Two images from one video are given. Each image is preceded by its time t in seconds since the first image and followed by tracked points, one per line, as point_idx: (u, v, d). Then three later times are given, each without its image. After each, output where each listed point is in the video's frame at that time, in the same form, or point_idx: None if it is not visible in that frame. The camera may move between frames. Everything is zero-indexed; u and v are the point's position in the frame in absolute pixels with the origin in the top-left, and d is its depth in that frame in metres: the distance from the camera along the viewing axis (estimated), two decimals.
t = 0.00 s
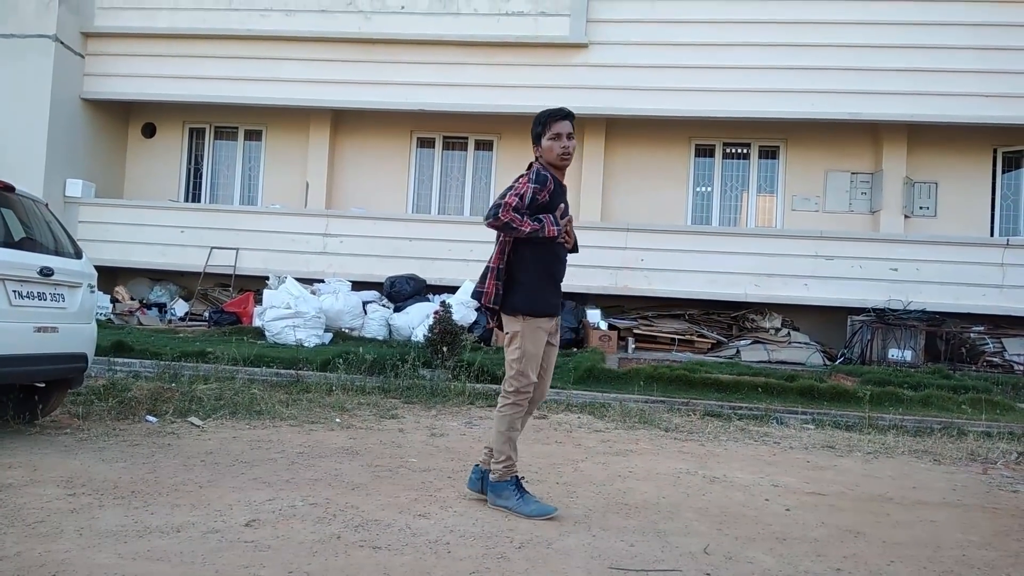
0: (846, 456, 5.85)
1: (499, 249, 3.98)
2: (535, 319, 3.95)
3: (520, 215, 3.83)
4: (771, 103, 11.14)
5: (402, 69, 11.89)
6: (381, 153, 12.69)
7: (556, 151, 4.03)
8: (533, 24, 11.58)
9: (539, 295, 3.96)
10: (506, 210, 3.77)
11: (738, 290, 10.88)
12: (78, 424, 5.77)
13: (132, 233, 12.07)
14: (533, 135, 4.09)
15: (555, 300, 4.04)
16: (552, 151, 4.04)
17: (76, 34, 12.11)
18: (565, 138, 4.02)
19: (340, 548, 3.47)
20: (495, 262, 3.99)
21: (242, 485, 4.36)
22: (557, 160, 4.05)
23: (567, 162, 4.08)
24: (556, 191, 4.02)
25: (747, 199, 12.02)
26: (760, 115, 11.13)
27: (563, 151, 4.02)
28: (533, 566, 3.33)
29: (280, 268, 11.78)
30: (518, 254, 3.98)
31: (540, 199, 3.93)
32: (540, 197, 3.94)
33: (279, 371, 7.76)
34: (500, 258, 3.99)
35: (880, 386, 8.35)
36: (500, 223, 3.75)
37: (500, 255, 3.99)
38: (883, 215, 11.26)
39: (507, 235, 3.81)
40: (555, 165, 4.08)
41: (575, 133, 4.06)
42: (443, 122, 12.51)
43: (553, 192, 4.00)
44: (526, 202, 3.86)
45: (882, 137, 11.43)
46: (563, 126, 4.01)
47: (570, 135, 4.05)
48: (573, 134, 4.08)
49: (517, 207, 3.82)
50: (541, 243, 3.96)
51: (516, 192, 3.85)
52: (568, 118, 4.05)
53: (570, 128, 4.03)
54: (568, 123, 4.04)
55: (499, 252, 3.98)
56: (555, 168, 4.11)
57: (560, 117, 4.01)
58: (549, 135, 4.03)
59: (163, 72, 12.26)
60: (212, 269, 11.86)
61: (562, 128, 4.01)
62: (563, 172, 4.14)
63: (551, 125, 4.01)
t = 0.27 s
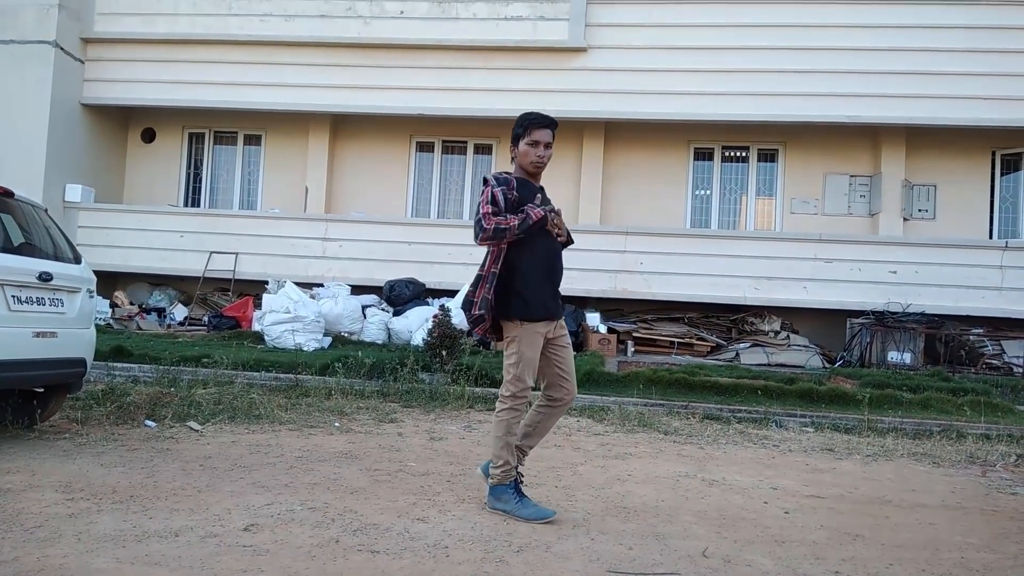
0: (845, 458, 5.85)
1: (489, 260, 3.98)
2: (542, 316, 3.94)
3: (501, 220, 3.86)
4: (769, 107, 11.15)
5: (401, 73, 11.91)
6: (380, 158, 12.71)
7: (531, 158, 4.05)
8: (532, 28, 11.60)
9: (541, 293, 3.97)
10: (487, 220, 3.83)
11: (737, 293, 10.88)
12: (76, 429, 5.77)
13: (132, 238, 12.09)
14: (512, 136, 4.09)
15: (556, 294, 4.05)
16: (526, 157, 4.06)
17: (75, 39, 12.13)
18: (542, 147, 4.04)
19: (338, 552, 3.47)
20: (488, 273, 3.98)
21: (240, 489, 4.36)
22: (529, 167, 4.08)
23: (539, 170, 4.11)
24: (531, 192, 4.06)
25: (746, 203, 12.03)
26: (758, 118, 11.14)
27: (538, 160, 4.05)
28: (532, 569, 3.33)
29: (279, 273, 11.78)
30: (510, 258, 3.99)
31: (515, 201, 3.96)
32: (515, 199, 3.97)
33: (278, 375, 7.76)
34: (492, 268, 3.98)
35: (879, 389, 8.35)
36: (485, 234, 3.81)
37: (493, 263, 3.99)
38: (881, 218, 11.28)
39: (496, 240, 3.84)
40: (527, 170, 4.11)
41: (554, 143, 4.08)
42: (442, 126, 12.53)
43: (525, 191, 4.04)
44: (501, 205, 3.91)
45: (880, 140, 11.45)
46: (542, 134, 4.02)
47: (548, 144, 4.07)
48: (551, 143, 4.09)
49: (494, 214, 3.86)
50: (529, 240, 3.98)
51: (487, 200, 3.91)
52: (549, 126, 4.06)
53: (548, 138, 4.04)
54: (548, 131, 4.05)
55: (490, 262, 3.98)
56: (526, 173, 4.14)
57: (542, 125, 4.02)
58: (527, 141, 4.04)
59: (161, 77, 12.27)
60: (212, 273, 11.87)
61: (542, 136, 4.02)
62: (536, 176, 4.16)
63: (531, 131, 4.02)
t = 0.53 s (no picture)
0: (843, 457, 5.85)
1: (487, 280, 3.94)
2: (550, 317, 3.95)
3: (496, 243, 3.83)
4: (770, 105, 11.14)
5: (401, 71, 11.89)
6: (380, 155, 12.70)
7: (521, 163, 4.03)
8: (532, 25, 11.59)
9: (545, 298, 3.97)
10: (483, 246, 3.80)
11: (737, 291, 10.88)
12: (76, 426, 5.77)
13: (132, 235, 12.09)
14: (503, 143, 4.10)
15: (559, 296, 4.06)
16: (517, 163, 4.04)
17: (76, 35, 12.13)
18: (532, 152, 4.03)
19: (337, 549, 3.47)
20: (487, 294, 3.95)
21: (240, 486, 4.36)
22: (519, 173, 4.06)
23: (529, 176, 4.09)
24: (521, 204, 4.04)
25: (746, 201, 12.02)
26: (758, 117, 11.13)
27: (529, 165, 4.03)
28: (531, 566, 3.34)
29: (279, 270, 11.78)
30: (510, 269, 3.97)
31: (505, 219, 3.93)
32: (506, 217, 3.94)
33: (279, 372, 7.77)
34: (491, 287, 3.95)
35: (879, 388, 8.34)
36: (485, 262, 3.79)
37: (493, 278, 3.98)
38: (882, 217, 11.28)
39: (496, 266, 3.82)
40: (517, 177, 4.09)
41: (544, 149, 4.08)
42: (442, 124, 12.52)
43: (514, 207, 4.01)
44: (497, 231, 3.86)
45: (881, 139, 11.45)
46: (533, 139, 4.03)
47: (539, 149, 4.07)
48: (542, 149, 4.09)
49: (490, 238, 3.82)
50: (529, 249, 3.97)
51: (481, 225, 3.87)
52: (539, 132, 4.07)
53: (538, 143, 4.04)
54: (538, 137, 4.05)
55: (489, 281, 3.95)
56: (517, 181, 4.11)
57: (532, 131, 4.03)
58: (517, 146, 4.04)
59: (161, 74, 12.26)
60: (212, 270, 11.87)
61: (532, 141, 4.03)
62: (525, 185, 4.13)
63: (521, 137, 4.03)
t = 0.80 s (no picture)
0: (850, 456, 5.84)
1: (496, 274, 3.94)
2: (556, 319, 3.93)
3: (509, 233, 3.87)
4: (771, 106, 11.13)
5: (402, 75, 11.91)
6: (382, 159, 12.71)
7: (536, 164, 4.03)
8: (532, 28, 11.60)
9: (552, 299, 3.96)
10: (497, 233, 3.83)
11: (740, 291, 10.86)
12: (81, 432, 5.77)
13: (135, 241, 12.11)
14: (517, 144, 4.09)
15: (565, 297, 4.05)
16: (531, 163, 4.04)
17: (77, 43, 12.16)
18: (547, 152, 4.02)
19: (343, 553, 3.47)
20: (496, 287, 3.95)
21: (245, 491, 4.36)
22: (535, 173, 4.06)
23: (545, 176, 4.08)
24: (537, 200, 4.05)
25: (749, 201, 12.01)
26: (759, 117, 11.13)
27: (543, 164, 4.02)
28: (537, 569, 3.33)
29: (283, 274, 11.79)
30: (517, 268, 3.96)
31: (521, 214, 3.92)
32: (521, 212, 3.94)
33: (283, 377, 7.77)
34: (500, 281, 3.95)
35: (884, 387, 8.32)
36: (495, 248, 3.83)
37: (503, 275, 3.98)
38: (885, 216, 11.26)
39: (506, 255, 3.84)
40: (533, 177, 4.09)
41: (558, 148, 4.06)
42: (444, 127, 12.53)
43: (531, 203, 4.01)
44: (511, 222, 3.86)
45: (883, 138, 11.44)
46: (547, 139, 4.01)
47: (553, 149, 4.05)
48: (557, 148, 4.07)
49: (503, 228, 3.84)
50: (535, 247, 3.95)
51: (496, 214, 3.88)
52: (553, 131, 4.05)
53: (553, 142, 4.03)
54: (552, 136, 4.04)
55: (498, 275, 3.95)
56: (533, 180, 4.11)
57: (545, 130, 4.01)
58: (531, 147, 4.03)
59: (162, 80, 12.29)
60: (215, 276, 11.89)
61: (546, 141, 4.02)
62: (541, 184, 4.13)
63: (535, 137, 4.02)
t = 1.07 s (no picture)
0: (850, 457, 5.84)
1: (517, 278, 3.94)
2: (575, 325, 3.91)
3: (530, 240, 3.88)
4: (771, 107, 11.14)
5: (402, 77, 11.92)
6: (382, 161, 12.72)
7: (567, 165, 4.03)
8: (532, 29, 11.61)
9: (573, 304, 3.94)
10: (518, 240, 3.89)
11: (741, 292, 10.86)
12: (82, 435, 5.78)
13: (136, 244, 12.12)
14: (548, 146, 4.10)
15: (588, 302, 4.01)
16: (562, 164, 4.04)
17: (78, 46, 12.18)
18: (578, 153, 4.02)
19: (343, 555, 3.47)
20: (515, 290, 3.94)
21: (246, 493, 4.37)
22: (566, 174, 4.05)
23: (576, 177, 4.08)
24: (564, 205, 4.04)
25: (749, 202, 12.01)
26: (759, 118, 11.13)
27: (575, 165, 4.02)
28: (537, 571, 3.33)
29: (284, 277, 11.80)
30: (539, 274, 3.97)
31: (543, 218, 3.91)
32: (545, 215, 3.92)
33: (284, 379, 7.77)
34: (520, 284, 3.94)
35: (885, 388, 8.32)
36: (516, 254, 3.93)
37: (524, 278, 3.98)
38: (885, 216, 11.26)
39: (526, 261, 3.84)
40: (564, 178, 4.09)
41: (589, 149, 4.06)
42: (444, 128, 12.53)
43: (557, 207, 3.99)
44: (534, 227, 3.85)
45: (883, 139, 11.44)
46: (577, 140, 4.02)
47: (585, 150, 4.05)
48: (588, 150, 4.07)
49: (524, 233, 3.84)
50: (558, 253, 3.93)
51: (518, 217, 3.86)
52: (584, 133, 4.05)
53: (584, 143, 4.03)
54: (584, 137, 4.04)
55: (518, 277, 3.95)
56: (565, 181, 4.11)
57: (576, 132, 4.02)
58: (562, 148, 4.04)
59: (162, 83, 12.31)
60: (216, 278, 11.90)
61: (577, 142, 4.02)
62: (572, 186, 4.12)
63: (566, 138, 4.03)
